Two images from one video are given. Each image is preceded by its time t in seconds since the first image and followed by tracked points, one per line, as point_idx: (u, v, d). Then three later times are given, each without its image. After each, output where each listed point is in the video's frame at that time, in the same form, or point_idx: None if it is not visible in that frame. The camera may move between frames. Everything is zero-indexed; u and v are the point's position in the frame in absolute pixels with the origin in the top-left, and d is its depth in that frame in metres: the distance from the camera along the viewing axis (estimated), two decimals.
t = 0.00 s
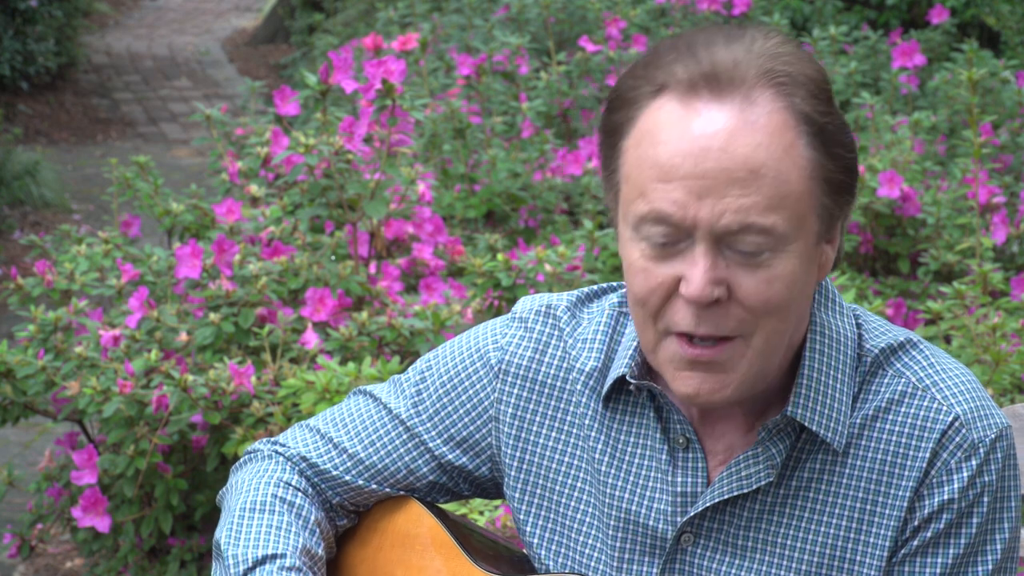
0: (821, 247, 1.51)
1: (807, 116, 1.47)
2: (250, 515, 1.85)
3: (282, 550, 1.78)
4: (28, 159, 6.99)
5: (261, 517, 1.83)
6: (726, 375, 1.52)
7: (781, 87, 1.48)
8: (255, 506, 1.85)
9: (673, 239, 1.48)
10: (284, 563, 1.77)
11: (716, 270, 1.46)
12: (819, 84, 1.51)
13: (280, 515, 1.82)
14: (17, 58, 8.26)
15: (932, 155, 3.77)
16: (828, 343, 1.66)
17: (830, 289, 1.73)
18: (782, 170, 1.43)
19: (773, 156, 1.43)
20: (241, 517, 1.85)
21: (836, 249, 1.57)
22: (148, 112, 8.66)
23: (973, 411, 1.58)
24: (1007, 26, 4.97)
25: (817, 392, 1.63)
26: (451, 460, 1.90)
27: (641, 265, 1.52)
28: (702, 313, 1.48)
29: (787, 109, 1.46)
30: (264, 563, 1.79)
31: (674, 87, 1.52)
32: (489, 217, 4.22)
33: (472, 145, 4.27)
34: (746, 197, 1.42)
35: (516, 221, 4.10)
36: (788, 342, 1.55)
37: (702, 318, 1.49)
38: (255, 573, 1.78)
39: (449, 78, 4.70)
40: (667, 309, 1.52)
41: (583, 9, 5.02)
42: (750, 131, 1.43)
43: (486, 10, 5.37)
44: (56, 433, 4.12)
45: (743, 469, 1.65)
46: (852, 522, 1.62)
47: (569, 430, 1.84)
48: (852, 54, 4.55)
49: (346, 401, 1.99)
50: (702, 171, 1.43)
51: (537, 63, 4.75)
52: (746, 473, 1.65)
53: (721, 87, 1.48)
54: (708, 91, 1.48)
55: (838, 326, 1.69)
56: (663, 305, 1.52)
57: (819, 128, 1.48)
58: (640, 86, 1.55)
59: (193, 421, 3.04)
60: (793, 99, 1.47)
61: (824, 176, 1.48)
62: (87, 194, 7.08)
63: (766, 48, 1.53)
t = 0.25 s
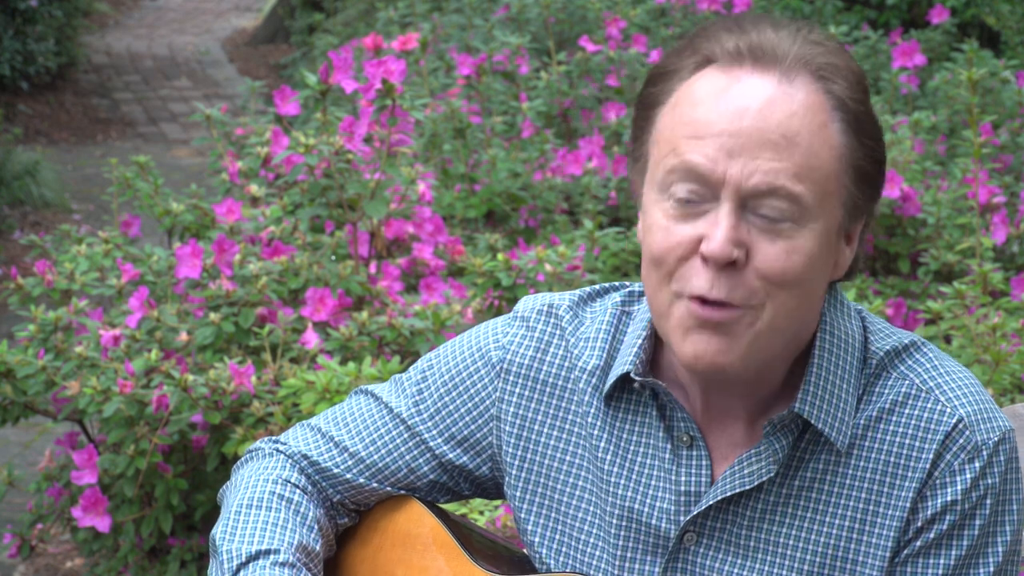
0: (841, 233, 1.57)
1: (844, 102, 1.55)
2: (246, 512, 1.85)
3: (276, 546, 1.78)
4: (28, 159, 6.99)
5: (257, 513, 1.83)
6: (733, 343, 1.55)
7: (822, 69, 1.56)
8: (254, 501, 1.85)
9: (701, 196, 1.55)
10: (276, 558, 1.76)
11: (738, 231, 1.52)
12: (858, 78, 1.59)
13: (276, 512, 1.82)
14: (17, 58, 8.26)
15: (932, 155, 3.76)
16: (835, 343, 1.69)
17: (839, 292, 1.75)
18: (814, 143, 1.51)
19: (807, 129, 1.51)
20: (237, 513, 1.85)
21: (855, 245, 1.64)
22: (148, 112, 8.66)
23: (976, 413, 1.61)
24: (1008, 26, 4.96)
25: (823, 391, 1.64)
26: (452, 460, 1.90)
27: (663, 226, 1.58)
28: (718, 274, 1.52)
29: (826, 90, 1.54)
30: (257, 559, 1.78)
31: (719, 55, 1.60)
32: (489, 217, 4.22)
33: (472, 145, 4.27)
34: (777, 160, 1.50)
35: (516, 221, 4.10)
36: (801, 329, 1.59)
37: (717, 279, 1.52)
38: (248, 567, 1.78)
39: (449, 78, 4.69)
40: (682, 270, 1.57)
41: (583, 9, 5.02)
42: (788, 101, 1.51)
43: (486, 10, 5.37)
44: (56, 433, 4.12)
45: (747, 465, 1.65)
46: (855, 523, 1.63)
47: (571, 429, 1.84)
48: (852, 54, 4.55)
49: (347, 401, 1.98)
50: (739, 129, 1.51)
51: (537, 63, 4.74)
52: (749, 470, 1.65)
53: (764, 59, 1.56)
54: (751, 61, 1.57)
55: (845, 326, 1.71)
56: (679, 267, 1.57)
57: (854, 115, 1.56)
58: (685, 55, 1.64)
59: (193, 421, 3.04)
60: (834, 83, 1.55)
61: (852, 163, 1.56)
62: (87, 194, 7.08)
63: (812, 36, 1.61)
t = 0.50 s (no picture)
0: (844, 210, 1.58)
1: (851, 80, 1.57)
2: (255, 503, 1.85)
3: (286, 535, 1.78)
4: (28, 159, 6.99)
5: (265, 504, 1.83)
6: (728, 307, 1.53)
7: (832, 48, 1.58)
8: (262, 493, 1.85)
9: (703, 165, 1.57)
10: (286, 547, 1.77)
11: (737, 198, 1.53)
12: (869, 62, 1.61)
13: (285, 503, 1.83)
14: (17, 58, 8.26)
15: (932, 155, 3.76)
16: (844, 339, 1.70)
17: (847, 290, 1.76)
18: (817, 115, 1.53)
19: (810, 101, 1.53)
20: (245, 504, 1.85)
21: (861, 229, 1.65)
22: (148, 112, 8.66)
23: (984, 413, 1.62)
24: (1008, 26, 4.97)
25: (832, 387, 1.65)
26: (459, 456, 1.90)
27: (665, 195, 1.60)
28: (715, 238, 1.53)
29: (834, 68, 1.56)
30: (267, 547, 1.79)
31: (731, 32, 1.63)
32: (489, 217, 4.22)
33: (472, 145, 4.27)
34: (778, 128, 1.52)
35: (516, 221, 4.10)
36: (802, 305, 1.58)
37: (715, 244, 1.53)
38: (257, 556, 1.78)
39: (449, 78, 4.69)
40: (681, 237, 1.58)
41: (583, 9, 5.02)
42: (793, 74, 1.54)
43: (486, 10, 5.37)
44: (56, 433, 4.12)
45: (754, 461, 1.66)
46: (860, 519, 1.64)
47: (579, 424, 1.84)
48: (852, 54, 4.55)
49: (353, 399, 1.98)
50: (741, 98, 1.54)
51: (537, 63, 4.74)
52: (756, 464, 1.66)
53: (774, 35, 1.59)
54: (760, 36, 1.59)
55: (854, 323, 1.72)
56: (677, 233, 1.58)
57: (862, 94, 1.57)
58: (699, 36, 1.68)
59: (193, 421, 3.04)
60: (843, 61, 1.58)
61: (857, 142, 1.58)
62: (87, 194, 7.08)
63: (824, 21, 1.64)
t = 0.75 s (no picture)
0: (842, 212, 1.60)
1: (852, 82, 1.58)
2: (258, 498, 1.84)
3: (289, 529, 1.78)
4: (28, 160, 6.98)
5: (269, 499, 1.83)
6: (723, 306, 1.56)
7: (833, 49, 1.60)
8: (265, 488, 1.85)
9: (700, 164, 1.59)
10: (288, 541, 1.76)
11: (733, 197, 1.55)
12: (872, 64, 1.62)
13: (289, 499, 1.82)
14: (17, 58, 8.25)
15: (932, 155, 3.76)
16: (847, 339, 1.70)
17: (851, 290, 1.76)
18: (814, 117, 1.54)
19: (808, 102, 1.55)
20: (249, 499, 1.85)
21: (861, 231, 1.67)
22: (148, 112, 8.66)
23: (986, 413, 1.62)
24: (1008, 26, 4.97)
25: (834, 386, 1.66)
26: (460, 453, 1.90)
27: (663, 193, 1.62)
28: (710, 238, 1.55)
29: (834, 69, 1.58)
30: (269, 541, 1.78)
31: (734, 32, 1.65)
32: (489, 217, 4.22)
33: (472, 145, 4.27)
34: (774, 129, 1.54)
35: (516, 221, 4.10)
36: (799, 306, 1.60)
37: (709, 242, 1.55)
38: (260, 549, 1.78)
39: (449, 78, 4.69)
40: (678, 236, 1.60)
41: (583, 8, 5.02)
42: (792, 74, 1.55)
43: (485, 10, 5.37)
44: (57, 433, 4.12)
45: (757, 460, 1.66)
46: (861, 518, 1.64)
47: (581, 422, 1.85)
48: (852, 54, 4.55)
49: (356, 398, 1.98)
50: (739, 98, 1.56)
51: (537, 63, 4.74)
52: (759, 463, 1.66)
53: (776, 35, 1.61)
54: (762, 37, 1.61)
55: (857, 324, 1.72)
56: (675, 232, 1.60)
57: (862, 96, 1.58)
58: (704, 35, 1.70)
59: (193, 421, 3.04)
60: (844, 63, 1.59)
61: (856, 144, 1.59)
62: (87, 194, 7.07)
63: (829, 21, 1.65)
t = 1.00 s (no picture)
0: (841, 224, 1.60)
1: (850, 94, 1.57)
2: (255, 510, 1.84)
3: (286, 543, 1.77)
4: (28, 159, 6.98)
5: (266, 512, 1.82)
6: (722, 321, 1.56)
7: (833, 60, 1.59)
8: (262, 500, 1.84)
9: (697, 178, 1.58)
10: (285, 555, 1.76)
11: (731, 212, 1.55)
12: (871, 74, 1.61)
13: (286, 510, 1.82)
14: (17, 58, 8.25)
15: (932, 155, 3.75)
16: (847, 345, 1.70)
17: (850, 296, 1.76)
18: (813, 130, 1.54)
19: (807, 117, 1.54)
20: (245, 512, 1.84)
21: (861, 240, 1.66)
22: (148, 112, 8.66)
23: (986, 417, 1.62)
24: (1008, 26, 4.97)
25: (834, 392, 1.66)
26: (461, 457, 1.90)
27: (661, 206, 1.62)
28: (709, 253, 1.55)
29: (833, 83, 1.57)
30: (266, 555, 1.77)
31: (730, 44, 1.64)
32: (489, 217, 4.22)
33: (472, 145, 4.27)
34: (772, 144, 1.53)
35: (516, 221, 4.10)
36: (798, 318, 1.60)
37: (708, 258, 1.55)
38: (257, 565, 1.77)
39: (448, 78, 4.69)
40: (677, 249, 1.60)
41: (583, 8, 5.01)
42: (791, 88, 1.54)
43: (485, 10, 5.37)
44: (57, 433, 4.11)
45: (757, 464, 1.66)
46: (861, 522, 1.64)
47: (582, 425, 1.85)
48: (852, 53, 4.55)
49: (356, 402, 1.98)
50: (736, 113, 1.55)
51: (537, 63, 4.74)
52: (759, 469, 1.66)
53: (773, 47, 1.60)
54: (759, 49, 1.60)
55: (857, 329, 1.72)
56: (673, 246, 1.60)
57: (861, 108, 1.58)
58: (702, 43, 1.69)
59: (193, 421, 3.04)
60: (843, 76, 1.58)
61: (856, 156, 1.58)
62: (87, 194, 7.07)
63: (828, 30, 1.64)
